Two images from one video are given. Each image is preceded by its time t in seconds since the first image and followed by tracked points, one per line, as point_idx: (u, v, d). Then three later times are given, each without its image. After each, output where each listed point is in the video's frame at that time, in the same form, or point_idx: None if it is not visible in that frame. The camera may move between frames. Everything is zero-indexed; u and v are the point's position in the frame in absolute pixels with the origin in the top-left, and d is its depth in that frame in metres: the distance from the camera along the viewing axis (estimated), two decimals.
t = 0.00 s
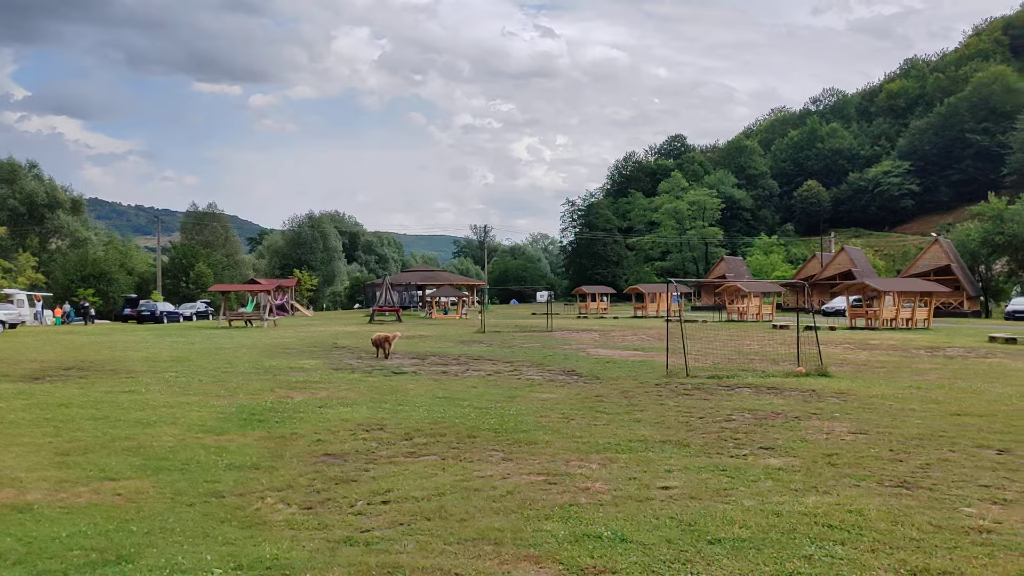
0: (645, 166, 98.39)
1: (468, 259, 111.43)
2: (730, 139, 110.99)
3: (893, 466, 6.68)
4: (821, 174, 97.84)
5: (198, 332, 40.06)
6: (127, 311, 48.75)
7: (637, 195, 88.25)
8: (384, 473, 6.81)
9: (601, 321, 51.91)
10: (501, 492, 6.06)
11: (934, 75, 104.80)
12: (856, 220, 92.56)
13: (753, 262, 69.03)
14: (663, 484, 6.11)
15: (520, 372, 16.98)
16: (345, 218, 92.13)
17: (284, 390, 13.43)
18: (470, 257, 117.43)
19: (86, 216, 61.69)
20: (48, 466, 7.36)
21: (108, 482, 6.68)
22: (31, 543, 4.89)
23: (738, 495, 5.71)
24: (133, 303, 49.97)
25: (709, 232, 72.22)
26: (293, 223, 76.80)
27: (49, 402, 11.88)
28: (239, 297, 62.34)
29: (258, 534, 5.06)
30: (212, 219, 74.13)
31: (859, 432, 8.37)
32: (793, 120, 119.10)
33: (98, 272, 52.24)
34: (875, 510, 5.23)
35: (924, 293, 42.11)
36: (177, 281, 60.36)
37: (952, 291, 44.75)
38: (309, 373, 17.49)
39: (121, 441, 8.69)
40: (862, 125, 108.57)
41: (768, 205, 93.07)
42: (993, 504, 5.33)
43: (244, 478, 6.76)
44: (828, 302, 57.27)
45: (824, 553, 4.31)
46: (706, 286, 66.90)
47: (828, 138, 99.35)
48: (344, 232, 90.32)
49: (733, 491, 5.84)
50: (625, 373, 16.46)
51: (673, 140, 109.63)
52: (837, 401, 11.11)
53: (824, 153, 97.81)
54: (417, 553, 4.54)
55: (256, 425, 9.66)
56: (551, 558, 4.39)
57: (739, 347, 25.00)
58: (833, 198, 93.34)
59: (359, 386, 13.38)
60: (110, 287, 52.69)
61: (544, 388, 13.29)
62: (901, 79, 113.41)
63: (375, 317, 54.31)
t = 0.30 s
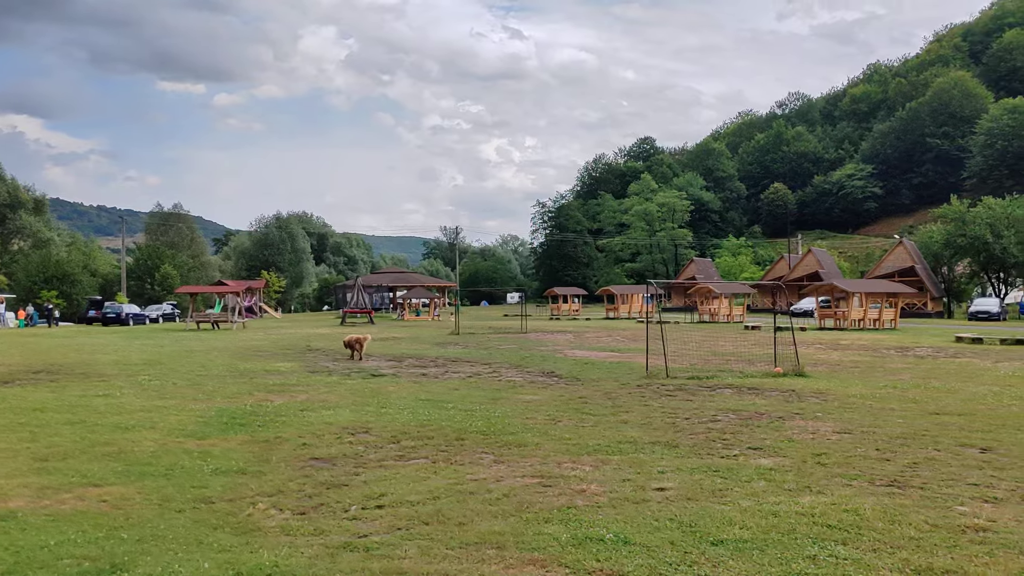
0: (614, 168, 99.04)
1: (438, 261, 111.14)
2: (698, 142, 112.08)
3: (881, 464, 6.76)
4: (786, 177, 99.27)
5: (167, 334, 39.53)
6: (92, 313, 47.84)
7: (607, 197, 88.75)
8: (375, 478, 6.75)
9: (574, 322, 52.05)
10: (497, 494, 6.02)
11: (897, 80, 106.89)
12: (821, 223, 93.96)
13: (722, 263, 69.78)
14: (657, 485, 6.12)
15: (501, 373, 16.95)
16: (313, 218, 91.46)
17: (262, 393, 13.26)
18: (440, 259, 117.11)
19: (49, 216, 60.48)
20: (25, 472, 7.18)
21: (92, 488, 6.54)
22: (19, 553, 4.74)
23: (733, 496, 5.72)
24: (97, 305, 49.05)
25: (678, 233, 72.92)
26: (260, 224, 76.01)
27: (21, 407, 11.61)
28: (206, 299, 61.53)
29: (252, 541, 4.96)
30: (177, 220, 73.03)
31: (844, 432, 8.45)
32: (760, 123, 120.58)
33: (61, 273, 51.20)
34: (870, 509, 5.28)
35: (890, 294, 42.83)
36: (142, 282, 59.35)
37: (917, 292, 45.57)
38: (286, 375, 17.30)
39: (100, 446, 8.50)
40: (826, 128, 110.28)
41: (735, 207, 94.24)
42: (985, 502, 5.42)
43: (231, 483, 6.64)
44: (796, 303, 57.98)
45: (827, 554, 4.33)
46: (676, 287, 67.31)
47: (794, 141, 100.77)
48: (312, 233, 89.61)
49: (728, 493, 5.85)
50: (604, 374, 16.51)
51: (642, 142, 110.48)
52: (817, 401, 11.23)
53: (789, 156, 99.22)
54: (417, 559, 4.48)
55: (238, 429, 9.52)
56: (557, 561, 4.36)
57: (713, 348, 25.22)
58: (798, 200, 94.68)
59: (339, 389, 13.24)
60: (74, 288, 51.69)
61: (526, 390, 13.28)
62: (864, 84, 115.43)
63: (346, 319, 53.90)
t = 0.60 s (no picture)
0: (591, 167, 99.42)
1: (414, 259, 110.66)
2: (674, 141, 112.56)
3: (877, 463, 6.82)
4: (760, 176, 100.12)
5: (142, 333, 39.02)
6: (64, 312, 47.06)
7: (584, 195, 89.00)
8: (372, 479, 6.67)
9: (553, 320, 52.07)
10: (497, 496, 5.98)
11: (869, 81, 108.45)
12: (794, 222, 94.85)
13: (698, 262, 70.21)
14: (657, 485, 6.11)
15: (486, 373, 16.90)
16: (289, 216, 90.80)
17: (247, 393, 13.10)
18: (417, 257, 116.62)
19: (19, 213, 59.45)
20: (11, 475, 7.02)
21: (83, 492, 6.42)
22: (15, 559, 4.63)
23: (735, 495, 5.72)
24: (70, 304, 48.27)
25: (654, 232, 73.23)
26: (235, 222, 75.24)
27: None
28: (181, 297, 60.81)
29: (257, 544, 4.88)
30: (149, 217, 72.07)
31: (836, 430, 8.51)
32: (735, 123, 121.39)
33: (32, 271, 50.35)
34: (873, 507, 5.31)
35: (866, 293, 43.30)
36: (115, 281, 58.53)
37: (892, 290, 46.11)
38: (269, 375, 17.08)
39: (86, 448, 8.34)
40: (800, 128, 111.34)
41: (711, 206, 94.87)
42: (984, 500, 5.48)
43: (225, 485, 6.54)
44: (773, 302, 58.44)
45: (836, 554, 4.33)
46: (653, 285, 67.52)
47: (768, 141, 101.63)
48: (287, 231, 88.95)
49: (729, 491, 5.86)
50: (589, 373, 16.49)
51: (618, 141, 110.87)
52: (805, 399, 11.32)
53: (764, 155, 100.11)
54: (426, 561, 4.44)
55: (227, 429, 9.42)
56: (567, 562, 4.34)
57: (694, 347, 25.29)
58: (773, 199, 95.45)
59: (325, 389, 13.10)
60: (45, 287, 50.84)
61: (514, 389, 13.22)
62: (837, 85, 116.69)
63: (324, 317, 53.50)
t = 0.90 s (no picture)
0: (569, 167, 99.69)
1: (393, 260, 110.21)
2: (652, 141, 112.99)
3: (876, 462, 6.80)
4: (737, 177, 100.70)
5: (118, 333, 38.60)
6: (37, 312, 46.31)
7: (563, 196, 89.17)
8: (368, 480, 6.56)
9: (534, 320, 52.06)
10: (498, 496, 5.89)
11: (844, 83, 109.53)
12: (770, 222, 95.25)
13: (676, 262, 70.51)
14: (660, 485, 6.06)
15: (472, 373, 16.82)
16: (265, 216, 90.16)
17: (232, 394, 12.93)
18: (396, 257, 116.18)
19: None
20: None
21: (71, 496, 6.27)
22: (7, 565, 4.49)
23: (739, 495, 5.68)
24: (43, 304, 47.51)
25: (633, 232, 73.45)
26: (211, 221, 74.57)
27: None
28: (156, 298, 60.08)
29: (258, 548, 4.77)
30: (124, 216, 71.17)
31: (831, 428, 8.51)
32: (712, 123, 122.02)
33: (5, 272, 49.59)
34: (879, 506, 5.28)
35: (844, 293, 43.68)
36: (89, 281, 57.71)
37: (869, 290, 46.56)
38: (253, 376, 16.91)
39: (72, 451, 8.17)
40: (776, 130, 112.16)
41: (688, 206, 95.25)
42: (987, 498, 5.48)
43: (219, 488, 6.41)
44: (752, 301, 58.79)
45: (848, 553, 4.30)
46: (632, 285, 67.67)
47: (745, 142, 102.25)
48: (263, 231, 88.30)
49: (732, 491, 5.82)
50: (577, 372, 16.45)
51: (596, 142, 111.22)
52: (795, 398, 11.35)
53: (741, 156, 100.70)
54: (434, 565, 4.35)
55: (216, 430, 9.27)
56: (576, 565, 4.25)
57: (677, 346, 25.35)
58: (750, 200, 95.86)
59: (313, 389, 12.95)
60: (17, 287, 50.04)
61: (504, 389, 13.15)
62: (813, 86, 117.67)
63: (303, 317, 53.09)
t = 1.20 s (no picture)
0: (550, 166, 99.73)
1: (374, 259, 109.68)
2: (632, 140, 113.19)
3: (878, 461, 6.79)
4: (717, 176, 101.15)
5: (97, 333, 38.10)
6: (12, 313, 45.49)
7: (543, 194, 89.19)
8: (368, 483, 6.43)
9: (517, 319, 51.93)
10: (501, 499, 5.79)
11: (822, 83, 110.45)
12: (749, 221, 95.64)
13: (657, 260, 70.70)
14: (663, 487, 6.00)
15: (460, 372, 16.67)
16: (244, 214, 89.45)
17: (219, 395, 12.71)
18: (376, 256, 115.62)
19: None
20: None
21: (62, 502, 6.10)
22: None
23: (744, 497, 5.63)
24: (19, 305, 46.69)
25: (614, 231, 73.58)
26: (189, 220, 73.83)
27: None
28: (134, 297, 59.26)
29: (258, 557, 4.63)
30: (101, 215, 70.17)
31: (827, 429, 8.49)
32: (692, 122, 122.48)
33: None
34: (887, 507, 5.25)
35: (825, 291, 43.95)
36: (64, 281, 56.71)
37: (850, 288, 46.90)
38: (239, 376, 16.66)
39: (58, 455, 7.98)
40: (755, 129, 112.83)
41: (668, 205, 95.53)
42: (994, 498, 5.47)
43: (215, 493, 6.26)
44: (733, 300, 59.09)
45: (864, 556, 4.25)
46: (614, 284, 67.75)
47: (725, 141, 102.77)
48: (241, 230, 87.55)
49: (737, 492, 5.77)
50: (567, 372, 16.38)
51: (577, 141, 111.37)
52: (787, 397, 11.35)
53: (720, 155, 101.16)
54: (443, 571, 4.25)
55: (204, 433, 9.10)
56: (588, 571, 4.17)
57: (663, 344, 25.33)
58: (729, 199, 96.07)
59: (301, 390, 12.80)
60: None
61: (495, 389, 13.04)
62: (791, 86, 118.48)
63: (285, 317, 52.61)
